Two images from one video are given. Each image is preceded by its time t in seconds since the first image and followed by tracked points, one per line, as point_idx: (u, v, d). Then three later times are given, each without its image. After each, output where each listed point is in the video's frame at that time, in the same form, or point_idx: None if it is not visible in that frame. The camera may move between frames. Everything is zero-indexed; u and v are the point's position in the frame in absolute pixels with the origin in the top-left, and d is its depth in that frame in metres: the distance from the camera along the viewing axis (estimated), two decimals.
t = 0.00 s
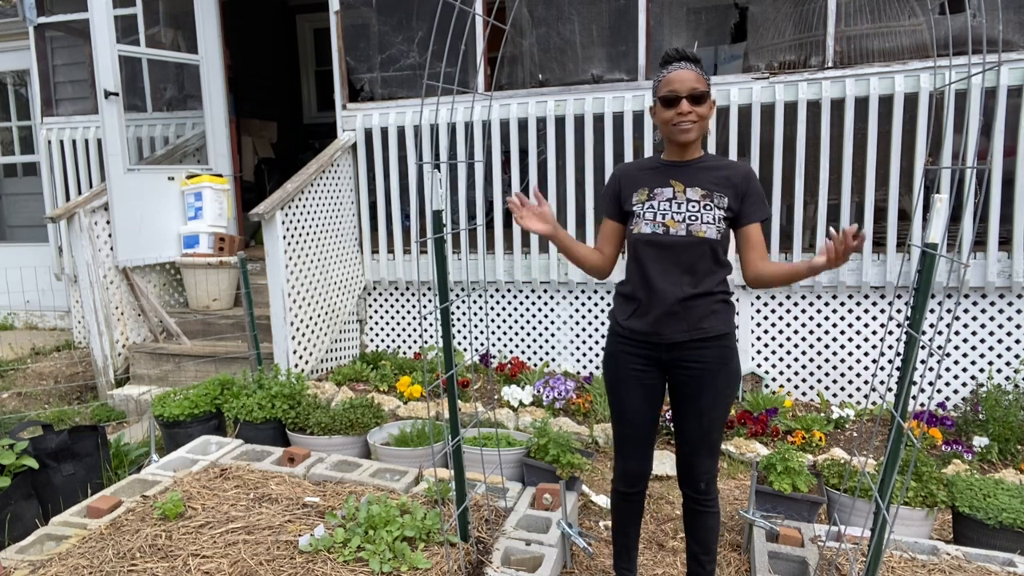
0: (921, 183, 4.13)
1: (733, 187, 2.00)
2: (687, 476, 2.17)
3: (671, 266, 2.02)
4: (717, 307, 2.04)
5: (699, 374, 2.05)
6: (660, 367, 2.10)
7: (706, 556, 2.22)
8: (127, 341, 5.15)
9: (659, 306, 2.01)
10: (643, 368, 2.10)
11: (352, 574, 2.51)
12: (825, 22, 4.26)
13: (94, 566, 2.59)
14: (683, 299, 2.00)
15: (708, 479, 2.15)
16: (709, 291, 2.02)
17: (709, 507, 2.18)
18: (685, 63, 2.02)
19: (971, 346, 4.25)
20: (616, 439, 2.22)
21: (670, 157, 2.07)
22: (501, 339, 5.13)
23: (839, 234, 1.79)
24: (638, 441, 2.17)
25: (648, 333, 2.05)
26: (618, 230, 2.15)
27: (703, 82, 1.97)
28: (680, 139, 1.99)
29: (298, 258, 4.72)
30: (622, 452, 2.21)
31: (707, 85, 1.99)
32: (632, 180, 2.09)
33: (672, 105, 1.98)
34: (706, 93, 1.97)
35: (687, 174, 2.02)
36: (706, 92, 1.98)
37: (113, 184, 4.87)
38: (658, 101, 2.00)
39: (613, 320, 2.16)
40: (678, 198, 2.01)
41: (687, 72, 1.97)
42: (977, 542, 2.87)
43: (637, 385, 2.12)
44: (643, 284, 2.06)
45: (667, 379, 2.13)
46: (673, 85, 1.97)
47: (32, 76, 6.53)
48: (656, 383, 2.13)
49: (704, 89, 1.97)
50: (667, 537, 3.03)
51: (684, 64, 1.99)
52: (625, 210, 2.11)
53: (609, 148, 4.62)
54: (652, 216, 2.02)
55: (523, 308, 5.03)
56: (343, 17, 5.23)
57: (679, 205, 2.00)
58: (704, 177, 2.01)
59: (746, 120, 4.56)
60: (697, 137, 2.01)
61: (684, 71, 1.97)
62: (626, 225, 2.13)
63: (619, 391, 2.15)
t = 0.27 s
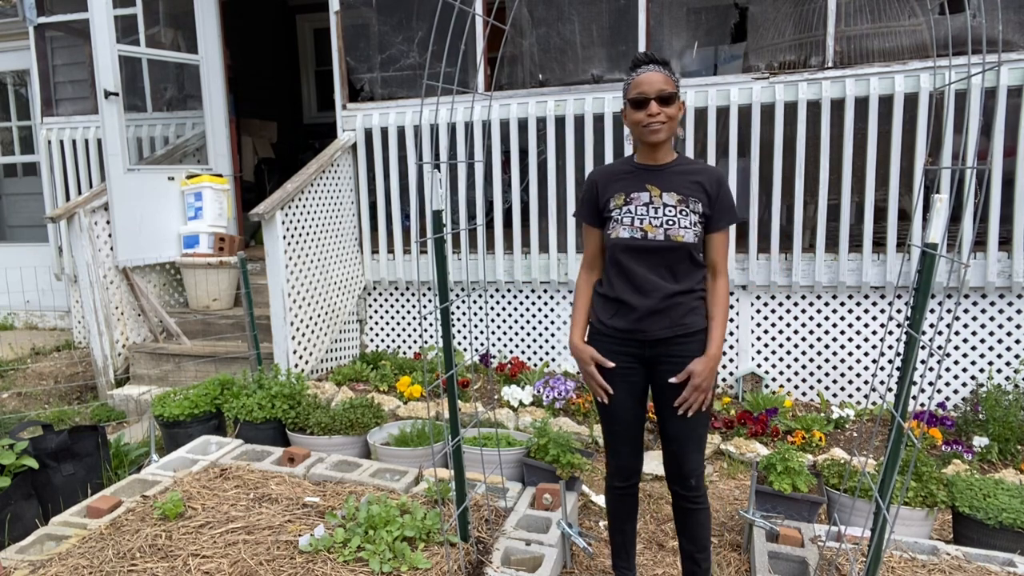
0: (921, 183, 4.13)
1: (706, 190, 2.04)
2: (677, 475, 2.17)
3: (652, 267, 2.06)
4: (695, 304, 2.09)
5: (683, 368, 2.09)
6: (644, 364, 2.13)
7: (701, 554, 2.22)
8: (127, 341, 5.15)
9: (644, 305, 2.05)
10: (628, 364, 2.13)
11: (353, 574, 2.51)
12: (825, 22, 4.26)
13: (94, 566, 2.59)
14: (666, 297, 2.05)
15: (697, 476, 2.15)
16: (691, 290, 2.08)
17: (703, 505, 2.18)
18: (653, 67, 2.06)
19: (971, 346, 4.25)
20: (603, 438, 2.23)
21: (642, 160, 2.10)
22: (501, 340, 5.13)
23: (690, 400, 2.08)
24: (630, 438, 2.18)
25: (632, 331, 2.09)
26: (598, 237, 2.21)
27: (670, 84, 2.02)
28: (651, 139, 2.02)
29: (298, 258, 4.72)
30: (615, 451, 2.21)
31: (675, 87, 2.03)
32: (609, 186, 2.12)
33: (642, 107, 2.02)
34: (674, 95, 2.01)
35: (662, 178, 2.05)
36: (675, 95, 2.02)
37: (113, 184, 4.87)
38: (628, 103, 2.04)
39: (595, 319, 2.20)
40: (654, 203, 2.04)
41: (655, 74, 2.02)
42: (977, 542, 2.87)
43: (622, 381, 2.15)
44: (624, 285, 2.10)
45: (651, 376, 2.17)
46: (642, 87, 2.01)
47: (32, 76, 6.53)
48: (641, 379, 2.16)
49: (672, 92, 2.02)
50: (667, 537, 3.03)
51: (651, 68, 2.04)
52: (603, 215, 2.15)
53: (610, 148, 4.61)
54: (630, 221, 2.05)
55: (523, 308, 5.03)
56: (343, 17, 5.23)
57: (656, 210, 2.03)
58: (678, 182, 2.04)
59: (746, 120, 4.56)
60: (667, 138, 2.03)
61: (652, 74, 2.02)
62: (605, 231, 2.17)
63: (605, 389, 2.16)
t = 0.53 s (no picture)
0: (921, 183, 4.13)
1: (686, 191, 2.10)
2: (672, 473, 2.17)
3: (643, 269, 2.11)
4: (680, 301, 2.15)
5: (676, 364, 2.13)
6: (635, 361, 2.16)
7: (698, 552, 2.22)
8: (127, 341, 5.15)
9: (639, 305, 2.09)
10: (621, 362, 2.14)
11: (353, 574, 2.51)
12: (825, 22, 4.26)
13: (94, 566, 2.59)
14: (660, 297, 2.10)
15: (692, 472, 2.16)
16: (680, 289, 2.15)
17: (701, 502, 2.19)
18: (632, 73, 2.06)
19: (971, 346, 4.25)
20: (597, 438, 2.22)
21: (621, 164, 2.10)
22: (501, 339, 5.13)
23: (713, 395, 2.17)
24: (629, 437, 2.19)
25: (627, 330, 2.11)
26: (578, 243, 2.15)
27: (652, 91, 2.03)
28: (636, 147, 2.02)
29: (298, 258, 4.72)
30: (613, 450, 2.21)
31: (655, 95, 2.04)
32: (593, 193, 2.11)
33: (626, 114, 2.01)
34: (655, 101, 2.03)
35: (646, 183, 2.08)
36: (656, 102, 2.04)
37: (113, 184, 4.88)
38: (612, 110, 2.03)
39: (583, 320, 2.18)
40: (641, 208, 2.07)
41: (636, 81, 2.02)
42: (977, 542, 2.87)
43: (617, 379, 2.15)
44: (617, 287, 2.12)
45: (640, 374, 2.20)
46: (626, 95, 2.01)
47: (32, 76, 6.53)
48: (632, 375, 2.18)
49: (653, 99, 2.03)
50: (667, 537, 3.03)
51: (631, 75, 2.05)
52: (588, 222, 2.13)
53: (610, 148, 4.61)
54: (620, 228, 2.07)
55: (523, 308, 5.03)
56: (343, 17, 5.23)
57: (644, 215, 2.06)
58: (661, 185, 2.08)
59: (746, 120, 4.56)
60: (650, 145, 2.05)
61: (632, 81, 2.02)
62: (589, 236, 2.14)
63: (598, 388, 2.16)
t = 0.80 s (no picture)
0: (921, 183, 4.13)
1: (680, 193, 2.13)
2: (670, 472, 2.17)
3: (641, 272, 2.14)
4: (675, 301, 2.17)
5: (674, 362, 2.14)
6: (633, 361, 2.17)
7: (699, 550, 2.21)
8: (127, 341, 5.15)
9: (641, 305, 2.10)
10: (620, 361, 2.15)
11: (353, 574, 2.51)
12: (825, 22, 4.26)
13: (94, 566, 2.59)
14: (660, 297, 2.12)
15: (691, 470, 2.16)
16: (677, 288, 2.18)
17: (699, 500, 2.19)
18: (620, 79, 2.05)
19: (971, 346, 4.25)
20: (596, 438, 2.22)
21: (610, 169, 2.10)
22: (501, 340, 5.13)
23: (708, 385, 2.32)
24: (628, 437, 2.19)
25: (627, 330, 2.11)
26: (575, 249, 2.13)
27: (640, 97, 2.03)
28: (628, 154, 2.02)
29: (298, 258, 4.72)
30: (612, 451, 2.21)
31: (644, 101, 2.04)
32: (589, 201, 2.09)
33: (617, 122, 2.01)
34: (645, 109, 2.03)
35: (641, 188, 2.08)
36: (645, 107, 2.04)
37: (113, 184, 4.87)
38: (602, 120, 2.03)
39: (582, 322, 2.17)
40: (639, 214, 2.07)
41: (624, 88, 2.02)
42: (977, 542, 2.87)
43: (617, 378, 2.15)
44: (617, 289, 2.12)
45: (638, 374, 2.21)
46: (617, 103, 2.00)
47: (32, 76, 6.53)
48: (630, 374, 2.18)
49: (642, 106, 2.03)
50: (667, 537, 3.03)
51: (619, 81, 2.04)
52: (587, 230, 2.12)
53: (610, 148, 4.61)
54: (622, 237, 2.08)
55: (523, 308, 5.03)
56: (343, 17, 5.23)
57: (642, 221, 2.07)
58: (656, 188, 2.09)
59: (746, 120, 4.56)
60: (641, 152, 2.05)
61: (621, 88, 2.02)
62: (587, 244, 2.13)
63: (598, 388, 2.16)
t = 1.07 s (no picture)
0: (921, 183, 4.13)
1: (679, 193, 2.11)
2: (670, 472, 2.16)
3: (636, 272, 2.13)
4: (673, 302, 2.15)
5: (668, 362, 2.13)
6: (628, 361, 2.17)
7: (698, 550, 2.21)
8: (127, 341, 5.15)
9: (632, 305, 2.10)
10: (614, 361, 2.15)
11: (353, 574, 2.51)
12: (825, 22, 4.26)
13: (94, 566, 2.59)
14: (652, 297, 2.11)
15: (691, 470, 2.16)
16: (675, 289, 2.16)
17: (698, 500, 2.18)
18: (621, 79, 2.05)
19: (971, 346, 4.25)
20: (595, 438, 2.21)
21: (610, 169, 2.10)
22: (501, 339, 5.13)
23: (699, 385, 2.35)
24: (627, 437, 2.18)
25: (619, 330, 2.12)
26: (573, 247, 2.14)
27: (640, 97, 2.03)
28: (626, 155, 2.03)
29: (298, 258, 4.72)
30: (611, 451, 2.20)
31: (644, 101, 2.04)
32: (586, 199, 2.10)
33: (616, 123, 2.01)
34: (644, 110, 2.03)
35: (639, 188, 2.08)
36: (644, 108, 2.04)
37: (113, 184, 4.87)
38: (601, 120, 2.03)
39: (576, 320, 2.18)
40: (635, 214, 2.08)
41: (624, 88, 2.02)
42: (977, 542, 2.87)
43: (611, 378, 2.15)
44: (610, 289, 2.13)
45: (634, 373, 2.21)
46: (615, 104, 2.00)
47: (32, 76, 6.53)
48: (625, 374, 2.18)
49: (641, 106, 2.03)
50: (667, 537, 3.03)
51: (619, 81, 2.04)
52: (583, 229, 2.13)
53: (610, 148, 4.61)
54: (616, 236, 2.08)
55: (523, 308, 5.03)
56: (343, 17, 5.23)
57: (638, 221, 2.08)
58: (654, 188, 2.08)
59: (746, 120, 4.56)
60: (639, 152, 2.06)
61: (621, 88, 2.02)
62: (584, 242, 2.15)
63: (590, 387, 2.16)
